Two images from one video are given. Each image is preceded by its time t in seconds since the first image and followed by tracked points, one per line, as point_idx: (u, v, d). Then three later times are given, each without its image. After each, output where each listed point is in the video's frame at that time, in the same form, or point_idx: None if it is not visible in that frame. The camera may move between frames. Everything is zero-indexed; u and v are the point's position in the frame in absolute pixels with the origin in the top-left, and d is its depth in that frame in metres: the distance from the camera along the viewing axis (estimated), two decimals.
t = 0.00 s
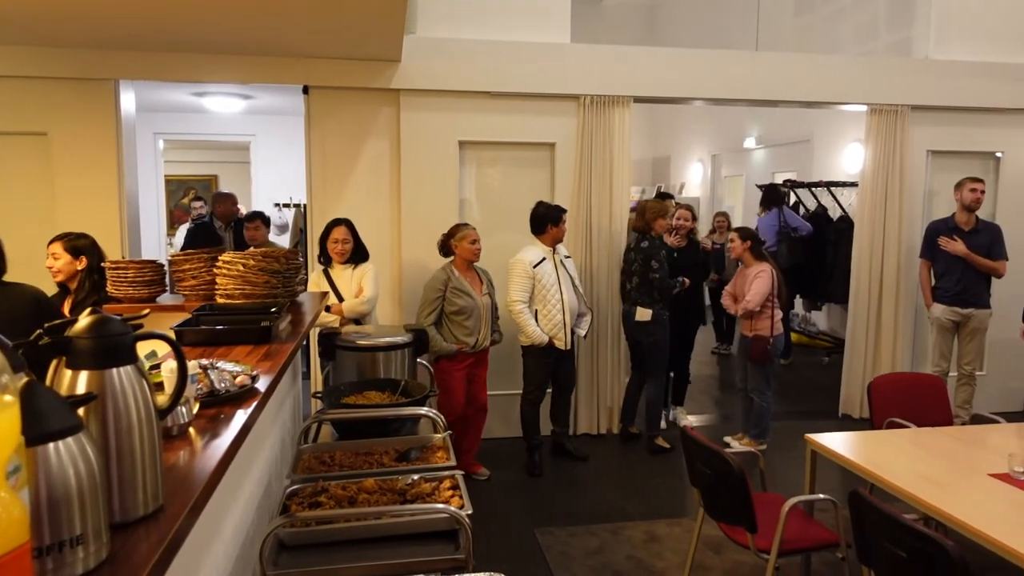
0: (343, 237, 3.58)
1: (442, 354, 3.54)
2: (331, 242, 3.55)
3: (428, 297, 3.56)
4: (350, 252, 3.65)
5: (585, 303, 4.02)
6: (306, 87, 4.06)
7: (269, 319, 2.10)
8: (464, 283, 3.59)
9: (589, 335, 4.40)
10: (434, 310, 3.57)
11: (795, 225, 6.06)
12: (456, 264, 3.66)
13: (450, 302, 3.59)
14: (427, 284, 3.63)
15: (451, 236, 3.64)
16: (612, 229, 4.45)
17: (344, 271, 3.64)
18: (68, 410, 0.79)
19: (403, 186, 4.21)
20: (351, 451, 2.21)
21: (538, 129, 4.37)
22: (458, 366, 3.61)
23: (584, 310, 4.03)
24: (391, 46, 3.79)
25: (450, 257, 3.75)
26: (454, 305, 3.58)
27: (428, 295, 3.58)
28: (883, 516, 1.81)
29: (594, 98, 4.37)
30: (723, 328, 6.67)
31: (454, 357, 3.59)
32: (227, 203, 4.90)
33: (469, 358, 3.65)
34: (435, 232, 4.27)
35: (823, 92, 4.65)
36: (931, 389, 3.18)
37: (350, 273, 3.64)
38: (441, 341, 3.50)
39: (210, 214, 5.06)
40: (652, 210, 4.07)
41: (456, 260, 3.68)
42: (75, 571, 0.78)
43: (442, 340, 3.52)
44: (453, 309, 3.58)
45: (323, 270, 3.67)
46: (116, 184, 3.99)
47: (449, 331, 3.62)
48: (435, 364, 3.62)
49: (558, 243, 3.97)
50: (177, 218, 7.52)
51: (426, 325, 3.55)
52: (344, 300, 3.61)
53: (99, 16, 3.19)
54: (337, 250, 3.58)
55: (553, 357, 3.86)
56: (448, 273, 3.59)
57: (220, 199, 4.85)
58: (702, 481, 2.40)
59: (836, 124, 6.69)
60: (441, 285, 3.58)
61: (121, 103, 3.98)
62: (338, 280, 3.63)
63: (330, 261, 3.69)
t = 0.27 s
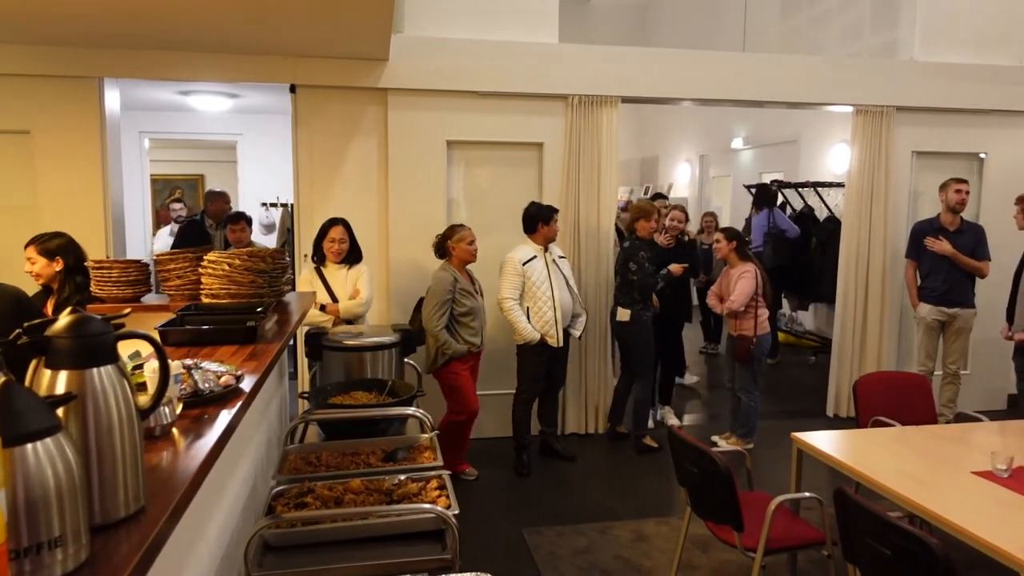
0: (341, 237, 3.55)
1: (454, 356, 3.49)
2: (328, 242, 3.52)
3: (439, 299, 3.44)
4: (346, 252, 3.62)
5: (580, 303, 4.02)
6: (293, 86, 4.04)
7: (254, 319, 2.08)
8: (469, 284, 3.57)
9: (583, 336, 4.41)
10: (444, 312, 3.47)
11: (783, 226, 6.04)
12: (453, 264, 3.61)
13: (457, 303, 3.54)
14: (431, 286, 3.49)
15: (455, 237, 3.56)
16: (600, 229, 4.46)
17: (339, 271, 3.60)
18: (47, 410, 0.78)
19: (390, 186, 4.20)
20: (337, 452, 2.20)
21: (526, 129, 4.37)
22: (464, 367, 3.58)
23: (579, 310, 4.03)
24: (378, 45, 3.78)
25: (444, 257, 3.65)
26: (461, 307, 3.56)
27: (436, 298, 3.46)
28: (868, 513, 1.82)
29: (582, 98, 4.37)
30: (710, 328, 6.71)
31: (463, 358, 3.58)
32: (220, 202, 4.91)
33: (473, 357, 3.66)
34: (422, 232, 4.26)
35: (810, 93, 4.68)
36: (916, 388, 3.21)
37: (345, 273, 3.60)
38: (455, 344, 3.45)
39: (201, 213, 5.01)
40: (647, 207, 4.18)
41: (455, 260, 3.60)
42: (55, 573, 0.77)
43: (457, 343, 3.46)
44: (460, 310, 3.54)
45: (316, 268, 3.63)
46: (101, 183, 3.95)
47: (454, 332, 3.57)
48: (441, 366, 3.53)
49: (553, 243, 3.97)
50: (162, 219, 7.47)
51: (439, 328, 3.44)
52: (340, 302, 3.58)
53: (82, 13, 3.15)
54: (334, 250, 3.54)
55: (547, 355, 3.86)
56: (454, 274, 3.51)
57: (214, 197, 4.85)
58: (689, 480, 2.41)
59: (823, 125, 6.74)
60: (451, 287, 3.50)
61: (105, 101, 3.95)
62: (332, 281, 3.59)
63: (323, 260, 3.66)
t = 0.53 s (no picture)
0: (334, 236, 3.52)
1: (456, 358, 3.37)
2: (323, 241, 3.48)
3: (445, 301, 3.27)
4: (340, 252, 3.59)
5: (571, 303, 4.03)
6: (276, 86, 4.02)
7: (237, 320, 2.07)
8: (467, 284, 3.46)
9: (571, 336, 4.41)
10: (448, 314, 3.31)
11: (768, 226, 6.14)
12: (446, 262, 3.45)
13: (458, 304, 3.41)
14: (432, 288, 3.29)
15: (454, 236, 3.40)
16: (586, 228, 4.47)
17: (334, 271, 3.57)
18: (18, 415, 0.77)
19: (375, 186, 4.19)
20: (321, 453, 2.19)
21: (511, 129, 4.36)
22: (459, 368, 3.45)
23: (570, 310, 4.05)
24: (362, 45, 3.76)
25: (437, 255, 3.44)
26: (461, 307, 3.43)
27: (439, 300, 3.27)
28: (850, 511, 1.83)
29: (567, 98, 4.38)
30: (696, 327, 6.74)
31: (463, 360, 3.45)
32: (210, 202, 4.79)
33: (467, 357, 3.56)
34: (407, 233, 4.25)
35: (793, 93, 4.71)
36: (898, 385, 3.24)
37: (339, 273, 3.59)
38: (459, 346, 3.34)
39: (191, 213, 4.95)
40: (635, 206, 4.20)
41: (450, 259, 3.44)
42: None
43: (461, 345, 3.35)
44: (460, 311, 3.41)
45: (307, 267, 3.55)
46: (81, 184, 3.91)
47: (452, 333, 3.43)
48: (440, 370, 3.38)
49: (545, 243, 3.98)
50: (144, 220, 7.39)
51: (446, 332, 3.28)
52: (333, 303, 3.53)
53: (60, 12, 3.11)
54: (328, 250, 3.51)
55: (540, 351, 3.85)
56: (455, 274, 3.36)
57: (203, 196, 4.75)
58: (674, 478, 2.42)
59: (806, 125, 6.78)
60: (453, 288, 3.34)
61: (86, 102, 3.91)
62: (327, 281, 3.55)
63: (315, 260, 3.60)
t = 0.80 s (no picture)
0: (319, 238, 3.48)
1: (448, 364, 3.33)
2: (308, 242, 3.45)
3: (436, 306, 3.23)
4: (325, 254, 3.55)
5: (554, 305, 4.03)
6: (255, 85, 3.98)
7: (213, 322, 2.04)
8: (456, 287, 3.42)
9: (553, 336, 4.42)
10: (439, 319, 3.26)
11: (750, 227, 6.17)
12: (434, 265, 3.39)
13: (448, 307, 3.36)
14: (422, 292, 3.24)
15: (443, 238, 3.34)
16: (567, 229, 4.47)
17: (320, 273, 3.53)
18: None
19: (355, 186, 4.17)
20: (300, 455, 2.18)
21: (492, 129, 4.36)
22: (450, 377, 3.37)
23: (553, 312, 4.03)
24: (341, 44, 3.74)
25: (426, 258, 3.38)
26: (451, 311, 3.39)
27: (430, 304, 3.22)
28: (826, 509, 1.85)
29: (548, 99, 4.39)
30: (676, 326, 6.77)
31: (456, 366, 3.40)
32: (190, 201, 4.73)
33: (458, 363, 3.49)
34: (388, 233, 4.24)
35: (771, 95, 4.75)
36: (876, 384, 3.27)
37: (325, 275, 3.55)
38: (451, 350, 3.30)
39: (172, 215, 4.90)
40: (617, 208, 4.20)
41: (438, 262, 3.38)
42: None
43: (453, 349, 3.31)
44: (450, 314, 3.37)
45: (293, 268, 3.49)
46: (56, 183, 3.85)
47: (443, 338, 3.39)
48: (432, 377, 3.33)
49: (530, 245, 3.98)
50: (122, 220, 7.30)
51: (438, 337, 3.24)
52: (320, 305, 3.49)
53: (33, 9, 3.07)
54: (313, 252, 3.48)
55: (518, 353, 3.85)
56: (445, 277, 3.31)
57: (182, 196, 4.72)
58: (653, 477, 2.43)
59: (785, 126, 6.84)
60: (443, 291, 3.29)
61: (60, 100, 3.85)
62: (314, 283, 3.51)
63: (299, 262, 3.54)
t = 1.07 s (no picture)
0: (300, 240, 3.41)
1: (434, 368, 3.29)
2: (288, 246, 3.38)
3: (417, 310, 3.20)
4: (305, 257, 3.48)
5: (534, 304, 4.03)
6: (232, 83, 3.95)
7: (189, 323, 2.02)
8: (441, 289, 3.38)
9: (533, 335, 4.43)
10: (421, 323, 3.23)
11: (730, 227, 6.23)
12: (421, 266, 3.36)
13: (432, 311, 3.34)
14: (404, 295, 3.22)
15: (431, 238, 3.31)
16: (548, 228, 4.48)
17: (299, 278, 3.47)
18: None
19: (335, 185, 4.14)
20: (277, 458, 2.16)
21: (472, 129, 4.35)
22: (437, 381, 3.34)
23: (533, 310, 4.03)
24: (320, 43, 3.71)
25: (412, 258, 3.34)
26: (436, 314, 3.36)
27: (412, 307, 3.20)
28: (803, 505, 1.86)
29: (528, 98, 4.39)
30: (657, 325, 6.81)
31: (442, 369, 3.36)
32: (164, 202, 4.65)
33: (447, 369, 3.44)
34: (367, 233, 4.21)
35: (750, 95, 4.78)
36: (853, 380, 3.31)
37: (306, 280, 3.49)
38: (435, 355, 3.26)
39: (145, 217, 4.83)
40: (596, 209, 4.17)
41: (425, 263, 3.35)
42: None
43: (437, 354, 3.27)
44: (435, 317, 3.34)
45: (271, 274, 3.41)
46: (28, 183, 3.79)
47: (429, 341, 3.35)
48: (418, 382, 3.29)
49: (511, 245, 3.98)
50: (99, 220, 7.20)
51: (420, 341, 3.21)
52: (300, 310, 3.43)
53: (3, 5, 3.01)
54: (293, 256, 3.40)
55: (496, 353, 3.85)
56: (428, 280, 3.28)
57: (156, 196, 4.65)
58: (634, 476, 2.44)
59: (763, 126, 6.90)
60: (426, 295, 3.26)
61: (32, 97, 3.78)
62: (293, 288, 3.44)
63: (277, 267, 3.46)
